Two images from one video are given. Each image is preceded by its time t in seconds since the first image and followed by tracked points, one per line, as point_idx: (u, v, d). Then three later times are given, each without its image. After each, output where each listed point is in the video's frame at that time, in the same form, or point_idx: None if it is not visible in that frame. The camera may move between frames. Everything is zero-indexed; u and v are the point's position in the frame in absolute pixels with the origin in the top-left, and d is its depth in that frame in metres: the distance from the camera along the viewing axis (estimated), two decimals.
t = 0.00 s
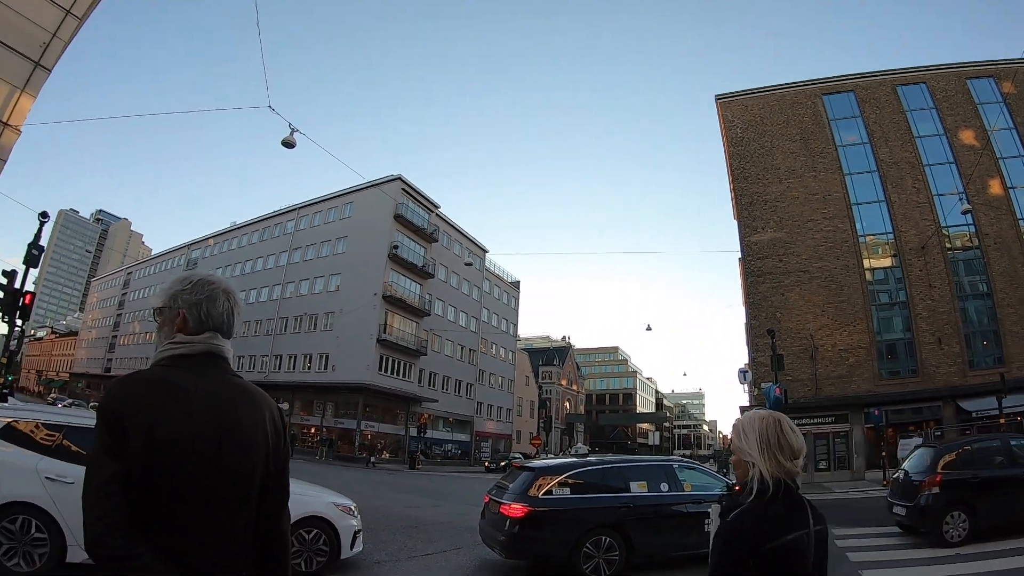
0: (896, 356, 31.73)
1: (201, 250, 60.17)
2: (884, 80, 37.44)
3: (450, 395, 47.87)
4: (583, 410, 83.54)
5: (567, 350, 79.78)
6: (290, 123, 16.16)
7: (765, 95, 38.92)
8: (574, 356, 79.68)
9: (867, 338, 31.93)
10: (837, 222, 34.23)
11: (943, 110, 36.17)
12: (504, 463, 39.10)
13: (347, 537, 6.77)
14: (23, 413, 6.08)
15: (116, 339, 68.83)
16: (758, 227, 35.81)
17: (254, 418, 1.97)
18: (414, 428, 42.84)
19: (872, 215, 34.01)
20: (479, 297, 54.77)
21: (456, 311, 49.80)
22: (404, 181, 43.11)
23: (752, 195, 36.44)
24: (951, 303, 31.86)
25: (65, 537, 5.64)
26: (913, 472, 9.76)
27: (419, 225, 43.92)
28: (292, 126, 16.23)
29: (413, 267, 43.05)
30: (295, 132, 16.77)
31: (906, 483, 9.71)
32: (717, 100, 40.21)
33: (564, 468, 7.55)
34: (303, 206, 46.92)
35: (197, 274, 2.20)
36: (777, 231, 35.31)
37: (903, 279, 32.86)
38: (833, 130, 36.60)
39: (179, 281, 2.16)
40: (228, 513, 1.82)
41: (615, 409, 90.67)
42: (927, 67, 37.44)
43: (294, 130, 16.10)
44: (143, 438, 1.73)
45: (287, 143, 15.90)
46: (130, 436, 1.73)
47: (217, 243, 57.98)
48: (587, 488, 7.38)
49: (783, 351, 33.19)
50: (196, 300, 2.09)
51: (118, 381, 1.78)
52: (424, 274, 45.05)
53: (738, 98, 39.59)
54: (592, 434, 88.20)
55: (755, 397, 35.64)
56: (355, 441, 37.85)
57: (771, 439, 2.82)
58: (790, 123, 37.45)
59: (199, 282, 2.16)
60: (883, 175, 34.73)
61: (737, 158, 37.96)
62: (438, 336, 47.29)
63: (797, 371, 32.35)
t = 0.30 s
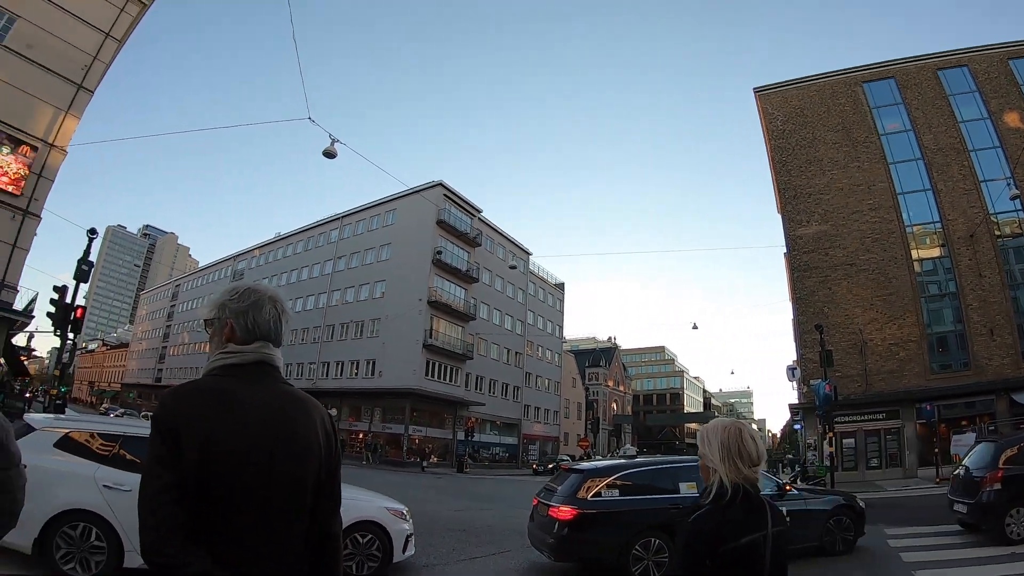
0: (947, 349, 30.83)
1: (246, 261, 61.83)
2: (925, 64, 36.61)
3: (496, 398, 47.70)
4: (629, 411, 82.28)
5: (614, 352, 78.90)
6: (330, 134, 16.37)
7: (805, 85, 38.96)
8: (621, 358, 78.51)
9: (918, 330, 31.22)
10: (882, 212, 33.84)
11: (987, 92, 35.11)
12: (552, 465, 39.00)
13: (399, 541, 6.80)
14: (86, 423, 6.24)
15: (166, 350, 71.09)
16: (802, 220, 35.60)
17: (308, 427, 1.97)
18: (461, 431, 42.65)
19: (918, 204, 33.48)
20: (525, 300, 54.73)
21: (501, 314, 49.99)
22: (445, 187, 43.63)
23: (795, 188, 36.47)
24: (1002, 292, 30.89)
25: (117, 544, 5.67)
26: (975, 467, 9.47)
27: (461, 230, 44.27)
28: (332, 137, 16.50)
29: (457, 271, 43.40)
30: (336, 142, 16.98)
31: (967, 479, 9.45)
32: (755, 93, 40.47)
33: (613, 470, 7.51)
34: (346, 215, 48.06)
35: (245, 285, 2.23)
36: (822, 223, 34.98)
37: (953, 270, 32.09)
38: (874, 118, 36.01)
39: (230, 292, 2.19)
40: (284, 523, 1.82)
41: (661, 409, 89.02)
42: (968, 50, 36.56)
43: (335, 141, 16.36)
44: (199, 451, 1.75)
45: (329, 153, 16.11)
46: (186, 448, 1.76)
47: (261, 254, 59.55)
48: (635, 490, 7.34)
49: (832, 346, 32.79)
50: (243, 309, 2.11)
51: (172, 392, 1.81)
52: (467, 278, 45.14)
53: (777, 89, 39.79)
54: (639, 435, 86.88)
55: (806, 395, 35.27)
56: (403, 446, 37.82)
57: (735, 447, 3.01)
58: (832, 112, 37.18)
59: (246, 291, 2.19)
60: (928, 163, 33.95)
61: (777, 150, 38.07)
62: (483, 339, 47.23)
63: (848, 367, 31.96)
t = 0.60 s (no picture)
0: (1006, 331, 29.70)
1: (296, 268, 62.70)
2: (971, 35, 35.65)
3: (551, 395, 47.39)
4: (684, 404, 80.47)
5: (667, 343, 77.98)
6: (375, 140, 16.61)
7: (850, 64, 38.55)
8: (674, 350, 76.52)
9: (976, 312, 30.35)
10: (936, 191, 33.04)
11: None
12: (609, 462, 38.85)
13: (459, 539, 6.85)
14: (148, 432, 6.40)
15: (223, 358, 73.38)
16: (854, 204, 35.43)
17: (369, 430, 1.97)
18: (516, 429, 42.57)
19: (971, 181, 32.48)
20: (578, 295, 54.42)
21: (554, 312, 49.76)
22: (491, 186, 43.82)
23: (844, 171, 36.22)
24: None
25: (181, 549, 5.72)
26: None
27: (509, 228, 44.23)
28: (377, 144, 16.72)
29: (506, 270, 43.49)
30: (382, 147, 17.20)
31: None
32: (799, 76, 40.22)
33: (670, 464, 7.55)
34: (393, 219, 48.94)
35: (303, 292, 2.26)
36: (873, 206, 34.70)
37: (1010, 248, 30.82)
38: (921, 95, 35.26)
39: (290, 299, 2.22)
40: (350, 527, 1.82)
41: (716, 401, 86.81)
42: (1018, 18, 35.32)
43: (379, 147, 16.57)
44: (262, 457, 1.76)
45: (375, 159, 16.32)
46: (250, 452, 1.78)
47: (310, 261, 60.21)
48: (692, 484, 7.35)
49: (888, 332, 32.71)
50: (301, 316, 2.13)
51: (238, 398, 1.85)
52: (518, 276, 45.18)
53: (821, 71, 39.41)
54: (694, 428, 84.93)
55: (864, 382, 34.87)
56: (458, 445, 38.25)
57: (721, 435, 3.21)
58: (878, 92, 36.72)
59: (299, 297, 2.21)
60: (980, 138, 32.92)
61: (825, 133, 37.86)
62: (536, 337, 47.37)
63: (905, 353, 31.66)
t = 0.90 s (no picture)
0: None
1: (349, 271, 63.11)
2: None
3: (608, 388, 46.40)
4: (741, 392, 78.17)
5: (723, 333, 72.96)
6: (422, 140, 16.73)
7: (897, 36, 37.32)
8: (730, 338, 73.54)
9: None
10: (991, 164, 32.01)
11: None
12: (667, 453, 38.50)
13: (520, 534, 6.86)
14: (209, 435, 6.43)
15: (281, 361, 75.18)
16: (907, 181, 34.69)
17: (435, 428, 1.86)
18: (573, 422, 42.43)
19: None
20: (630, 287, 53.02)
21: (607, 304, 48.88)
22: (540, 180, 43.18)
23: (895, 148, 35.45)
24: None
25: (248, 549, 5.87)
26: None
27: (561, 222, 43.39)
28: (424, 142, 16.76)
29: (559, 264, 42.74)
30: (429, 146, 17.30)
31: None
32: (844, 53, 39.33)
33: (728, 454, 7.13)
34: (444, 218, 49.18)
35: (370, 291, 2.18)
36: (927, 183, 33.90)
37: None
38: (971, 65, 34.14)
39: (357, 299, 2.14)
40: (418, 525, 1.72)
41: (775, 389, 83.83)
42: None
43: (427, 146, 16.62)
44: (329, 458, 1.68)
45: (423, 160, 16.46)
46: (317, 452, 1.70)
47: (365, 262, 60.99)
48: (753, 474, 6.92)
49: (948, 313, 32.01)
50: (369, 315, 2.04)
51: (305, 400, 1.79)
52: (571, 270, 44.14)
53: (867, 46, 38.36)
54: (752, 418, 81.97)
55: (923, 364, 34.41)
56: (515, 441, 38.17)
57: (722, 426, 3.38)
58: (926, 64, 35.51)
59: (370, 297, 2.14)
60: None
61: (874, 110, 37.07)
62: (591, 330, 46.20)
63: (966, 335, 31.01)
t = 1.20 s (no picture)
0: None
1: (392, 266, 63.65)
2: None
3: (652, 375, 45.80)
4: (787, 377, 76.08)
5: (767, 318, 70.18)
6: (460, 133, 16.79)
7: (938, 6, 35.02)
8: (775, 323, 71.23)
9: None
10: None
11: None
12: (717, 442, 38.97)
13: (568, 522, 6.83)
14: (258, 431, 6.47)
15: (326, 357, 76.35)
16: (951, 157, 34.07)
17: (486, 413, 1.84)
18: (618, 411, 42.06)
19: None
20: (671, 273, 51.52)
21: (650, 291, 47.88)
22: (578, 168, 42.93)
23: (937, 124, 34.65)
24: None
25: (298, 542, 5.92)
26: None
27: (601, 211, 43.04)
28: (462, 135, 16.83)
29: (601, 252, 42.11)
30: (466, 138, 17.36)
31: None
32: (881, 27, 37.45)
33: (783, 438, 6.90)
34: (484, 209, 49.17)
35: (419, 284, 2.16)
36: (973, 159, 33.17)
37: None
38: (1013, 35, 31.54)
39: (405, 292, 2.12)
40: (471, 512, 1.71)
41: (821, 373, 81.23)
42: None
43: (465, 139, 16.65)
44: (385, 449, 1.69)
45: (461, 152, 16.54)
46: (373, 441, 1.70)
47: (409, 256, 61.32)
48: (809, 459, 6.76)
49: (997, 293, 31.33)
50: (420, 308, 2.03)
51: (356, 392, 1.78)
52: (614, 258, 43.61)
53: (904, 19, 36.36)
54: (801, 404, 79.76)
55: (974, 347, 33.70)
56: (562, 430, 38.15)
57: (720, 403, 3.62)
58: (966, 36, 33.52)
59: (419, 288, 2.12)
60: None
61: (913, 86, 35.75)
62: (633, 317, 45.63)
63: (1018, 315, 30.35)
